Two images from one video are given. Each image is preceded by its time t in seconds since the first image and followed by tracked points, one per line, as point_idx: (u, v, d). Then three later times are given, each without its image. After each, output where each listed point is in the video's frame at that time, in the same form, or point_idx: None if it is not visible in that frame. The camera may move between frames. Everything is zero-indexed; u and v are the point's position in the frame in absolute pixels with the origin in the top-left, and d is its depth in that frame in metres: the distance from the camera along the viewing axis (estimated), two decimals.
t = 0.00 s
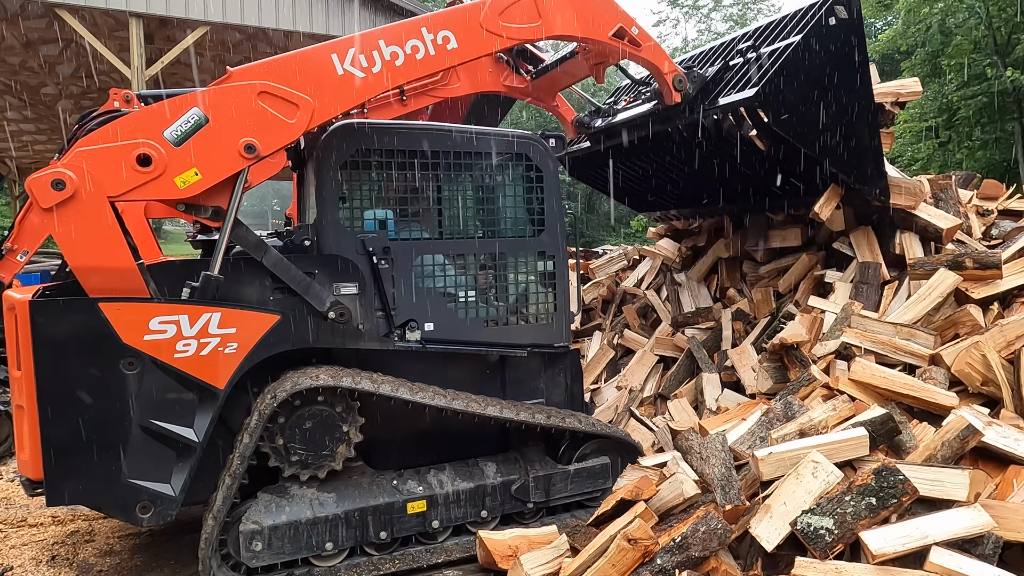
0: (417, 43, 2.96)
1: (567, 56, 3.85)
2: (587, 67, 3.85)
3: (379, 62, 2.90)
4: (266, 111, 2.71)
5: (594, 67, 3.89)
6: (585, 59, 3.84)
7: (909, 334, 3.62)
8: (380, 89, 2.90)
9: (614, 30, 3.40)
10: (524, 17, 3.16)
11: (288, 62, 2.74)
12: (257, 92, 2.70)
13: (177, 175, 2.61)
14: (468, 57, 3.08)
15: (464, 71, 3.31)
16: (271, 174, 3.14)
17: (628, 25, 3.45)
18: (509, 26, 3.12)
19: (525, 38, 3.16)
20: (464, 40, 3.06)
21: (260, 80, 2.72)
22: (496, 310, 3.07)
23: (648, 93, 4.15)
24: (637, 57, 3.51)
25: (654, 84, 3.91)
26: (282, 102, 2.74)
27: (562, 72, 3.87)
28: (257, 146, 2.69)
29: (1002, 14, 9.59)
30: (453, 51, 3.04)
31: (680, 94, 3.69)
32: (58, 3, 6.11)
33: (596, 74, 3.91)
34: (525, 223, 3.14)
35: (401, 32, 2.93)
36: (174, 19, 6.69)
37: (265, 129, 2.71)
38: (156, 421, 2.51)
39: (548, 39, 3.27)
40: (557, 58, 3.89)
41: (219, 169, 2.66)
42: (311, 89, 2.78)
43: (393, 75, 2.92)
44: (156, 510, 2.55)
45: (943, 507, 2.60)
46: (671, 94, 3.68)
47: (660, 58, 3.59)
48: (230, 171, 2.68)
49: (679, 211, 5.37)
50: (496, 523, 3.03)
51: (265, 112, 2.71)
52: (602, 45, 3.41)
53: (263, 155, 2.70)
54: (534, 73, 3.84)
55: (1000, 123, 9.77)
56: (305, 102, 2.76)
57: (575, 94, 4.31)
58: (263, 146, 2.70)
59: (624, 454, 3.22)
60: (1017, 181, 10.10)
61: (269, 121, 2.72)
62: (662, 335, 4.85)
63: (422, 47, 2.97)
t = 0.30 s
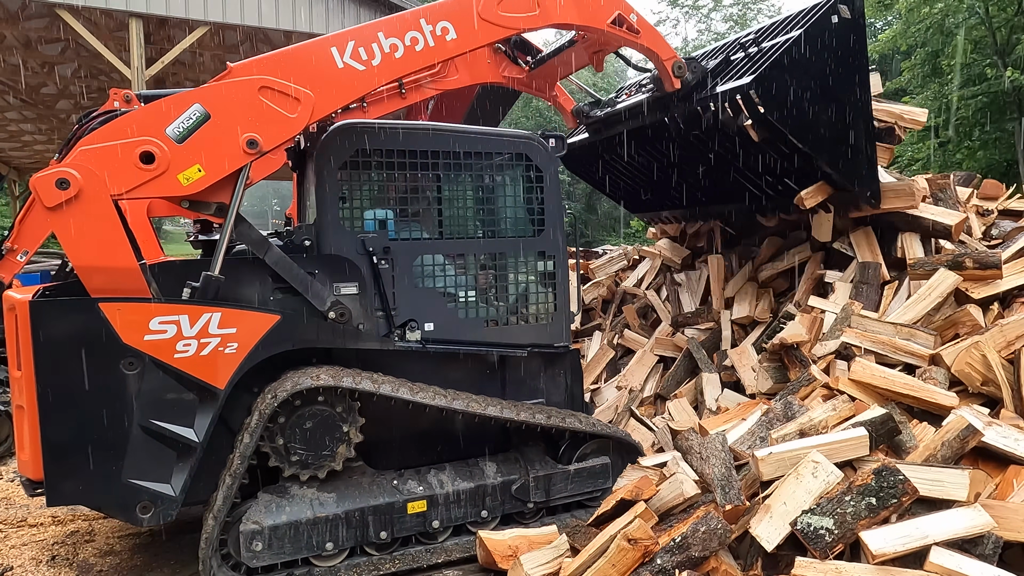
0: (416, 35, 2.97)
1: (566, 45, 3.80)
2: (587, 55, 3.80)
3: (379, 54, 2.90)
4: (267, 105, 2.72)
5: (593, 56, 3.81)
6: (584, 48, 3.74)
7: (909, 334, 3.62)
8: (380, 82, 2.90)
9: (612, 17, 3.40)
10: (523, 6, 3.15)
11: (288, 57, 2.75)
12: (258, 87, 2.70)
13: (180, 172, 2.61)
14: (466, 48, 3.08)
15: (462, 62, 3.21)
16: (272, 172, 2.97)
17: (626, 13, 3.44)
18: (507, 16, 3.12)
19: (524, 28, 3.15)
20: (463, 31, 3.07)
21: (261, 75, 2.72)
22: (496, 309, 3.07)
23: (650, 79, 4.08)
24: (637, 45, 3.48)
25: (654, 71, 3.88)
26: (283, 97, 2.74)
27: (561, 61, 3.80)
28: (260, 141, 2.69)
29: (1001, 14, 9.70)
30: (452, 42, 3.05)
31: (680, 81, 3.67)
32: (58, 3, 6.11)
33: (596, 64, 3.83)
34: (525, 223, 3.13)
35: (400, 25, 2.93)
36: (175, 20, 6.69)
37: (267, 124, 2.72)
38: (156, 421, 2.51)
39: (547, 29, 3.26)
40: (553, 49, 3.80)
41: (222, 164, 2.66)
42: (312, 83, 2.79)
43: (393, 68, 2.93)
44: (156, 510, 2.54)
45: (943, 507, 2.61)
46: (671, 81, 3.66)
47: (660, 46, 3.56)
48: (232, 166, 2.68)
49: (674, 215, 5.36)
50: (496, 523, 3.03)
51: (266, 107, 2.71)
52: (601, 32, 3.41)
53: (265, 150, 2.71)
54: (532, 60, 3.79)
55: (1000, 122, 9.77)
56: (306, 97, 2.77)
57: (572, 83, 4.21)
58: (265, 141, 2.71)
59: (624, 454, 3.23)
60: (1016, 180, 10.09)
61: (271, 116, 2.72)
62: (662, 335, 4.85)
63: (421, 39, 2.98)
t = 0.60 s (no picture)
0: (415, 33, 2.97)
1: (566, 42, 3.80)
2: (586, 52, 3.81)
3: (378, 52, 2.90)
4: (268, 104, 2.72)
5: (592, 53, 3.81)
6: (584, 44, 3.75)
7: (908, 334, 3.62)
8: (380, 81, 2.90)
9: (612, 14, 3.40)
10: (522, 3, 3.15)
11: (288, 55, 2.74)
12: (258, 86, 2.70)
13: (181, 170, 2.61)
14: (466, 46, 3.07)
15: (462, 59, 3.24)
16: (273, 171, 2.92)
17: (626, 9, 3.44)
18: (506, 13, 3.12)
19: (523, 25, 3.15)
20: (462, 29, 3.06)
21: (261, 73, 2.72)
22: (496, 310, 3.07)
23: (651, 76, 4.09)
24: (636, 41, 3.48)
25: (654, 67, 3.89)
26: (283, 95, 2.74)
27: (561, 58, 3.79)
28: (260, 139, 2.69)
29: (1002, 14, 9.55)
30: (451, 40, 3.04)
31: (680, 76, 3.69)
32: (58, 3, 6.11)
33: (595, 60, 3.83)
34: (525, 223, 3.13)
35: (399, 23, 2.93)
36: (174, 20, 6.69)
37: (267, 122, 2.72)
38: (156, 421, 2.51)
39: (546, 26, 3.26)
40: (552, 46, 3.80)
41: (223, 162, 2.66)
42: (311, 81, 2.78)
43: (393, 65, 2.93)
44: (156, 510, 2.54)
45: (943, 507, 2.60)
46: (671, 78, 3.68)
47: (660, 42, 3.57)
48: (232, 165, 2.68)
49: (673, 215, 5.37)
50: (496, 523, 3.03)
51: (267, 105, 2.71)
52: (601, 29, 3.41)
53: (266, 148, 2.71)
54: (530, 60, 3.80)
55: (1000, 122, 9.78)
56: (306, 95, 2.77)
57: (572, 79, 4.19)
58: (265, 140, 2.71)
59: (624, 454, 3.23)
60: (1016, 180, 10.09)
61: (271, 114, 2.72)
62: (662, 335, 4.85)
63: (420, 37, 2.97)
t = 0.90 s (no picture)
0: (415, 33, 2.96)
1: (565, 42, 3.79)
2: (586, 52, 3.81)
3: (377, 52, 2.90)
4: (267, 104, 2.72)
5: (592, 53, 3.82)
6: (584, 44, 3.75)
7: (907, 334, 3.62)
8: (379, 81, 2.90)
9: (611, 14, 3.39)
10: (522, 3, 3.14)
11: (287, 55, 2.74)
12: (257, 86, 2.70)
13: (180, 171, 2.61)
14: (465, 46, 3.07)
15: (461, 59, 3.25)
16: (271, 172, 2.92)
17: (626, 9, 3.44)
18: (506, 13, 3.12)
19: (522, 25, 3.14)
20: (462, 29, 3.06)
21: (260, 73, 2.72)
22: (495, 310, 3.07)
23: (651, 75, 4.08)
24: (636, 41, 3.48)
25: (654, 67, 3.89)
26: (282, 95, 2.74)
27: (561, 57, 3.79)
28: (259, 139, 2.69)
29: (1002, 14, 9.51)
30: (451, 40, 3.04)
31: (680, 76, 3.69)
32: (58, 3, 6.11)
33: (595, 60, 3.84)
34: (525, 223, 3.13)
35: (398, 23, 2.93)
36: (174, 20, 6.69)
37: (265, 122, 2.72)
38: (155, 421, 2.51)
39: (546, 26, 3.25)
40: (552, 46, 3.80)
41: (221, 162, 2.66)
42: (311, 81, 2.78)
43: (391, 66, 2.93)
44: (155, 510, 2.54)
45: (943, 506, 2.60)
46: (671, 77, 3.69)
47: (659, 42, 3.57)
48: (231, 165, 2.68)
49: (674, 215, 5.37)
50: (495, 523, 3.02)
51: (265, 105, 2.71)
52: (600, 28, 3.41)
53: (264, 148, 2.71)
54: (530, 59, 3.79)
55: (1000, 123, 9.78)
56: (305, 95, 2.77)
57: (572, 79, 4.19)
58: (264, 140, 2.71)
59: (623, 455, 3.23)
60: (1016, 180, 10.10)
61: (270, 114, 2.72)
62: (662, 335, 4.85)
63: (420, 37, 2.97)
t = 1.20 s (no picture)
0: (415, 33, 2.96)
1: (566, 42, 3.79)
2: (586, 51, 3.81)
3: (378, 52, 2.90)
4: (268, 104, 2.72)
5: (592, 52, 3.82)
6: (584, 44, 3.75)
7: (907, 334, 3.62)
8: (379, 80, 2.90)
9: (612, 14, 3.40)
10: (522, 3, 3.14)
11: (288, 55, 2.74)
12: (258, 86, 2.70)
13: (181, 171, 2.61)
14: (466, 46, 3.07)
15: (461, 59, 3.25)
16: (272, 171, 2.86)
17: (626, 9, 3.44)
18: (506, 13, 3.12)
19: (522, 25, 3.15)
20: (462, 28, 3.06)
21: (261, 73, 2.72)
22: (496, 310, 3.07)
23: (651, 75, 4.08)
24: (636, 40, 3.48)
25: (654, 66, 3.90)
26: (283, 95, 2.74)
27: (561, 57, 3.79)
28: (260, 139, 2.69)
29: (1002, 14, 9.57)
30: (451, 39, 3.04)
31: (680, 76, 3.69)
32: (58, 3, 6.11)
33: (595, 60, 3.83)
34: (525, 223, 3.13)
35: (399, 23, 2.93)
36: (174, 20, 6.68)
37: (266, 123, 2.72)
38: (156, 421, 2.51)
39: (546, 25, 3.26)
40: (552, 45, 3.80)
41: (222, 162, 2.67)
42: (311, 81, 2.78)
43: (392, 65, 2.93)
44: (156, 510, 2.54)
45: (943, 507, 2.61)
46: (671, 77, 3.69)
47: (659, 41, 3.57)
48: (232, 165, 2.68)
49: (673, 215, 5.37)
50: (496, 523, 3.02)
51: (266, 105, 2.71)
52: (601, 28, 3.41)
53: (265, 148, 2.71)
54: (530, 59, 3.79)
55: (1000, 123, 9.78)
56: (306, 95, 2.77)
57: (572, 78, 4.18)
58: (265, 140, 2.71)
59: (624, 454, 3.23)
60: (1016, 180, 10.10)
61: (271, 114, 2.72)
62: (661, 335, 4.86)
63: (421, 36, 2.97)
